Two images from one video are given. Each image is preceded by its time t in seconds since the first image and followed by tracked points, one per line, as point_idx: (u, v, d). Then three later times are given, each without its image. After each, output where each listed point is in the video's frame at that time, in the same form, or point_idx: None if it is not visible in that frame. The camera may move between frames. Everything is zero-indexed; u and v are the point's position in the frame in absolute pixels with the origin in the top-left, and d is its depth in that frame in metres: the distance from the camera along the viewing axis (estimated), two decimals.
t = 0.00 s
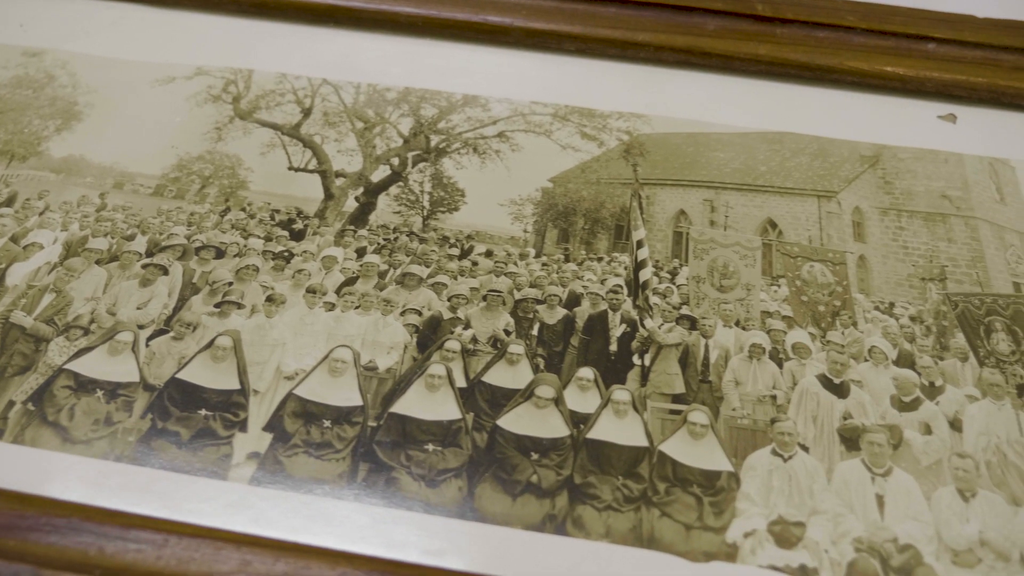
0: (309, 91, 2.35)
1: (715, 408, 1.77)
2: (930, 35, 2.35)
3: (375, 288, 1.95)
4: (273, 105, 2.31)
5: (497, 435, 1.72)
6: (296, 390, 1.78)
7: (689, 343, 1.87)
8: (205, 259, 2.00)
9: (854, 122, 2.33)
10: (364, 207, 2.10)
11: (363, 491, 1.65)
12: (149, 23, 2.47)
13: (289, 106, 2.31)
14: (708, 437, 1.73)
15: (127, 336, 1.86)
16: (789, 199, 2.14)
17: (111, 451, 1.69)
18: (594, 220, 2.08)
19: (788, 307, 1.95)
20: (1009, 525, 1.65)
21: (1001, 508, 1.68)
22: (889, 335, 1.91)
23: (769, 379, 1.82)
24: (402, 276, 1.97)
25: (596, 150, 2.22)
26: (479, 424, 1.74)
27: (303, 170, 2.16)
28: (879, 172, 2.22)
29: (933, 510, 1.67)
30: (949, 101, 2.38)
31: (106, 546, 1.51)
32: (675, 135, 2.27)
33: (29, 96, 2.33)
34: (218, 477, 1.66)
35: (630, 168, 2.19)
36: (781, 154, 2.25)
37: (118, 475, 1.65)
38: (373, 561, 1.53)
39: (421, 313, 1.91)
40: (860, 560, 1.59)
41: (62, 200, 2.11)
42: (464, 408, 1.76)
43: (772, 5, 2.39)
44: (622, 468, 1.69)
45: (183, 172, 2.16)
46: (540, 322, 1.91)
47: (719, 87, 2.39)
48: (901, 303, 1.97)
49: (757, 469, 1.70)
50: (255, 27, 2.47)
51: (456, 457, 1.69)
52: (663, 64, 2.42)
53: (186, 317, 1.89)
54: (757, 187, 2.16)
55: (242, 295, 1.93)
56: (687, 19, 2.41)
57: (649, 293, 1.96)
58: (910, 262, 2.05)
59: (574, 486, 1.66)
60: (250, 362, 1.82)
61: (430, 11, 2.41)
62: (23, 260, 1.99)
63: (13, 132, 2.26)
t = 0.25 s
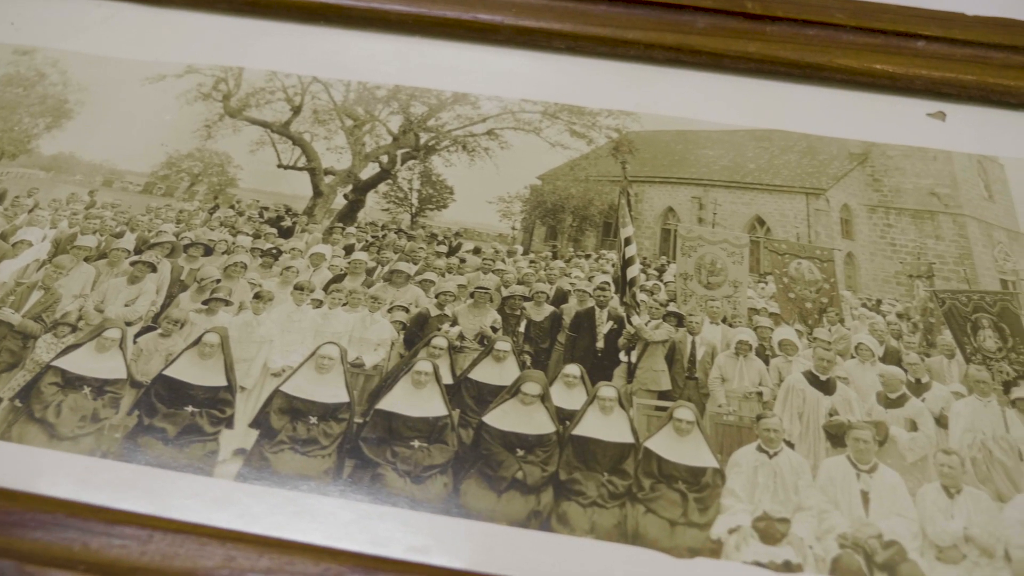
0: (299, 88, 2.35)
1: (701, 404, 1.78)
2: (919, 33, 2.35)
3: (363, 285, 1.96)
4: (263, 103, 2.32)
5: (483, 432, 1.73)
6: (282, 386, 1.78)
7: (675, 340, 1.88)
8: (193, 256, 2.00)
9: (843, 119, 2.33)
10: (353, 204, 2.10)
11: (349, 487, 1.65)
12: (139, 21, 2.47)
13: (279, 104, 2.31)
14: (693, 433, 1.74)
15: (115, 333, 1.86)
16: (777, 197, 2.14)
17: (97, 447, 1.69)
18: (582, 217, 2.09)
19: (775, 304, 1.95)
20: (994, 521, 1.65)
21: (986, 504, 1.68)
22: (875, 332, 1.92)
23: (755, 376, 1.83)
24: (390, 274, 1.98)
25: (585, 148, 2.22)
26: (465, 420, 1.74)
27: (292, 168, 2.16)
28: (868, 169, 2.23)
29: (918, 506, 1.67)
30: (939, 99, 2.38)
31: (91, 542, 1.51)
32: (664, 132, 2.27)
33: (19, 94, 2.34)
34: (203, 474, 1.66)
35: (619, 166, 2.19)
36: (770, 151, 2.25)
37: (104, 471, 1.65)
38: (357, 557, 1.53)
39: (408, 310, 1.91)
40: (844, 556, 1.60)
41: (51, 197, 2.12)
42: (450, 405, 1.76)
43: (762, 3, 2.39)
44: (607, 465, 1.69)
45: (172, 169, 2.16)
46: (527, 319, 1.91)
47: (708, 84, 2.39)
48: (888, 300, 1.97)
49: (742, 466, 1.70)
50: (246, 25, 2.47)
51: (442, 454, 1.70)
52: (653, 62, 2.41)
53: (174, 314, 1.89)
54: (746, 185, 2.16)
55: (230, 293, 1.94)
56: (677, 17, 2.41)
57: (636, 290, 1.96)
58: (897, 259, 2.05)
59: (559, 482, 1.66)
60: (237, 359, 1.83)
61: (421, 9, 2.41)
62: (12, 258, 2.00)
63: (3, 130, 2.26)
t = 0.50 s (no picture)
0: (289, 86, 2.35)
1: (686, 401, 1.78)
2: (910, 30, 2.33)
3: (350, 282, 1.96)
4: (252, 101, 2.32)
5: (468, 428, 1.73)
6: (269, 382, 1.79)
7: (662, 337, 1.88)
8: (181, 253, 2.01)
9: (833, 116, 2.33)
10: (341, 202, 2.11)
11: (334, 483, 1.65)
12: (130, 20, 2.47)
13: (269, 101, 2.31)
14: (679, 429, 1.74)
15: (102, 330, 1.87)
16: (766, 194, 2.14)
17: (84, 443, 1.70)
18: (570, 214, 2.09)
19: (762, 302, 1.95)
20: (978, 517, 1.66)
21: (970, 500, 1.68)
22: (862, 329, 1.92)
23: (741, 372, 1.83)
24: (377, 271, 1.98)
25: (574, 145, 2.23)
26: (451, 417, 1.74)
27: (281, 165, 2.17)
28: (857, 166, 2.23)
29: (903, 502, 1.67)
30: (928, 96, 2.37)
31: (75, 537, 1.52)
32: (653, 130, 2.27)
33: (10, 92, 2.34)
34: (189, 470, 1.66)
35: (607, 163, 2.20)
36: (759, 149, 2.25)
37: (89, 467, 1.66)
38: (341, 553, 1.53)
39: (395, 306, 1.92)
40: (828, 553, 1.60)
41: (41, 194, 2.12)
42: (436, 401, 1.77)
43: None
44: (592, 461, 1.69)
45: (161, 167, 2.17)
46: (513, 316, 1.92)
47: (697, 82, 2.38)
48: (875, 297, 1.98)
49: (726, 462, 1.70)
50: (235, 23, 2.47)
51: (427, 450, 1.70)
52: (643, 59, 2.40)
53: (161, 311, 1.90)
54: (734, 182, 2.16)
55: (218, 289, 1.94)
56: (667, 14, 2.39)
57: (623, 287, 1.97)
58: (885, 256, 2.05)
59: (544, 478, 1.67)
60: (224, 355, 1.83)
61: (410, 7, 2.39)
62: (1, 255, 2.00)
63: None
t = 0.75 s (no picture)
0: (279, 84, 2.35)
1: (672, 397, 1.78)
2: (899, 28, 2.33)
3: (337, 279, 1.97)
4: (242, 98, 2.32)
5: (453, 424, 1.73)
6: (255, 379, 1.79)
7: (648, 334, 1.88)
8: (169, 250, 2.01)
9: (822, 113, 2.32)
10: (329, 199, 2.11)
11: (319, 479, 1.66)
12: (119, 16, 2.46)
13: (258, 99, 2.31)
14: (664, 426, 1.74)
15: (90, 326, 1.87)
16: (753, 192, 2.14)
17: (69, 439, 1.70)
18: (558, 212, 2.09)
19: (749, 298, 1.96)
20: (962, 514, 1.66)
21: (955, 497, 1.68)
22: (849, 326, 1.92)
23: (726, 368, 1.83)
24: (364, 268, 1.99)
25: (562, 143, 2.23)
26: (437, 413, 1.75)
27: (270, 163, 2.17)
28: (845, 164, 2.23)
29: (887, 498, 1.67)
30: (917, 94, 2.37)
31: (60, 533, 1.52)
32: (642, 127, 2.27)
33: None
34: (174, 466, 1.67)
35: (596, 160, 2.20)
36: (747, 146, 2.25)
37: (75, 463, 1.66)
38: (325, 548, 1.53)
39: (382, 303, 1.92)
40: (812, 549, 1.60)
41: (30, 192, 2.13)
42: (422, 398, 1.77)
43: None
44: (577, 457, 1.70)
45: (150, 164, 2.17)
46: (500, 313, 1.92)
47: (685, 80, 2.38)
48: (862, 294, 1.98)
49: (711, 458, 1.71)
50: (226, 20, 2.46)
51: (412, 446, 1.70)
52: (632, 57, 2.39)
53: (148, 308, 1.90)
54: (722, 179, 2.17)
55: (205, 286, 1.94)
56: (656, 12, 2.38)
57: (610, 284, 1.97)
58: (871, 253, 2.06)
59: (529, 474, 1.67)
60: (211, 352, 1.83)
61: (400, 5, 2.39)
62: None
63: None
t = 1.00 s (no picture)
0: (268, 82, 2.34)
1: (657, 394, 1.78)
2: (888, 25, 2.30)
3: (324, 275, 1.97)
4: (231, 96, 2.31)
5: (438, 421, 1.74)
6: (241, 375, 1.79)
7: (634, 330, 1.89)
8: (157, 247, 2.02)
9: (811, 111, 2.31)
10: (317, 196, 2.12)
11: (303, 475, 1.66)
12: (109, 14, 2.46)
13: (247, 97, 2.31)
14: (649, 422, 1.74)
15: (77, 323, 1.87)
16: (742, 189, 2.15)
17: (55, 435, 1.70)
18: (546, 209, 2.09)
19: (735, 295, 1.96)
20: (946, 510, 1.66)
21: (939, 493, 1.68)
22: (835, 323, 1.92)
23: (712, 365, 1.83)
24: (351, 265, 1.99)
25: (551, 140, 2.22)
26: (422, 409, 1.75)
27: (258, 160, 2.18)
28: (833, 161, 2.23)
29: (871, 494, 1.67)
30: (907, 92, 2.35)
31: (44, 528, 1.52)
32: (631, 125, 2.27)
33: None
34: (160, 462, 1.67)
35: (584, 158, 2.20)
36: (735, 143, 2.25)
37: (60, 459, 1.66)
38: (308, 544, 1.53)
39: (369, 300, 1.93)
40: (796, 545, 1.60)
41: (19, 189, 2.13)
42: (407, 394, 1.77)
43: None
44: (562, 453, 1.70)
45: (139, 162, 2.18)
46: (486, 309, 1.93)
47: (675, 78, 2.36)
48: (849, 291, 1.98)
49: (696, 454, 1.71)
50: (216, 18, 2.46)
51: (397, 442, 1.71)
52: (621, 54, 2.38)
53: (136, 305, 1.91)
54: (709, 176, 2.17)
55: (192, 283, 1.95)
56: (645, 9, 2.36)
57: (597, 281, 1.98)
58: (859, 250, 2.06)
59: (513, 470, 1.67)
60: (197, 348, 1.83)
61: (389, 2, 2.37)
62: None
63: None
